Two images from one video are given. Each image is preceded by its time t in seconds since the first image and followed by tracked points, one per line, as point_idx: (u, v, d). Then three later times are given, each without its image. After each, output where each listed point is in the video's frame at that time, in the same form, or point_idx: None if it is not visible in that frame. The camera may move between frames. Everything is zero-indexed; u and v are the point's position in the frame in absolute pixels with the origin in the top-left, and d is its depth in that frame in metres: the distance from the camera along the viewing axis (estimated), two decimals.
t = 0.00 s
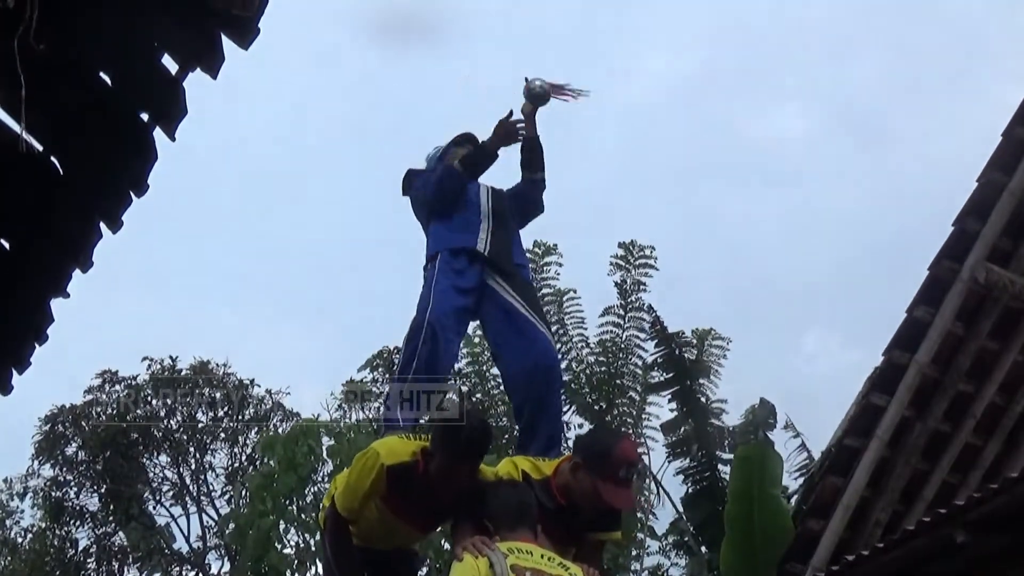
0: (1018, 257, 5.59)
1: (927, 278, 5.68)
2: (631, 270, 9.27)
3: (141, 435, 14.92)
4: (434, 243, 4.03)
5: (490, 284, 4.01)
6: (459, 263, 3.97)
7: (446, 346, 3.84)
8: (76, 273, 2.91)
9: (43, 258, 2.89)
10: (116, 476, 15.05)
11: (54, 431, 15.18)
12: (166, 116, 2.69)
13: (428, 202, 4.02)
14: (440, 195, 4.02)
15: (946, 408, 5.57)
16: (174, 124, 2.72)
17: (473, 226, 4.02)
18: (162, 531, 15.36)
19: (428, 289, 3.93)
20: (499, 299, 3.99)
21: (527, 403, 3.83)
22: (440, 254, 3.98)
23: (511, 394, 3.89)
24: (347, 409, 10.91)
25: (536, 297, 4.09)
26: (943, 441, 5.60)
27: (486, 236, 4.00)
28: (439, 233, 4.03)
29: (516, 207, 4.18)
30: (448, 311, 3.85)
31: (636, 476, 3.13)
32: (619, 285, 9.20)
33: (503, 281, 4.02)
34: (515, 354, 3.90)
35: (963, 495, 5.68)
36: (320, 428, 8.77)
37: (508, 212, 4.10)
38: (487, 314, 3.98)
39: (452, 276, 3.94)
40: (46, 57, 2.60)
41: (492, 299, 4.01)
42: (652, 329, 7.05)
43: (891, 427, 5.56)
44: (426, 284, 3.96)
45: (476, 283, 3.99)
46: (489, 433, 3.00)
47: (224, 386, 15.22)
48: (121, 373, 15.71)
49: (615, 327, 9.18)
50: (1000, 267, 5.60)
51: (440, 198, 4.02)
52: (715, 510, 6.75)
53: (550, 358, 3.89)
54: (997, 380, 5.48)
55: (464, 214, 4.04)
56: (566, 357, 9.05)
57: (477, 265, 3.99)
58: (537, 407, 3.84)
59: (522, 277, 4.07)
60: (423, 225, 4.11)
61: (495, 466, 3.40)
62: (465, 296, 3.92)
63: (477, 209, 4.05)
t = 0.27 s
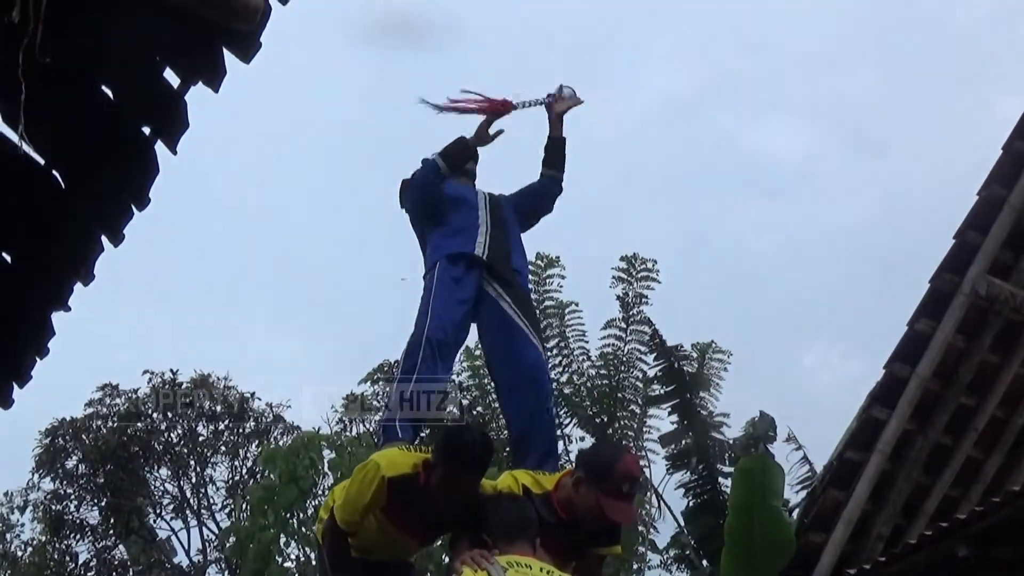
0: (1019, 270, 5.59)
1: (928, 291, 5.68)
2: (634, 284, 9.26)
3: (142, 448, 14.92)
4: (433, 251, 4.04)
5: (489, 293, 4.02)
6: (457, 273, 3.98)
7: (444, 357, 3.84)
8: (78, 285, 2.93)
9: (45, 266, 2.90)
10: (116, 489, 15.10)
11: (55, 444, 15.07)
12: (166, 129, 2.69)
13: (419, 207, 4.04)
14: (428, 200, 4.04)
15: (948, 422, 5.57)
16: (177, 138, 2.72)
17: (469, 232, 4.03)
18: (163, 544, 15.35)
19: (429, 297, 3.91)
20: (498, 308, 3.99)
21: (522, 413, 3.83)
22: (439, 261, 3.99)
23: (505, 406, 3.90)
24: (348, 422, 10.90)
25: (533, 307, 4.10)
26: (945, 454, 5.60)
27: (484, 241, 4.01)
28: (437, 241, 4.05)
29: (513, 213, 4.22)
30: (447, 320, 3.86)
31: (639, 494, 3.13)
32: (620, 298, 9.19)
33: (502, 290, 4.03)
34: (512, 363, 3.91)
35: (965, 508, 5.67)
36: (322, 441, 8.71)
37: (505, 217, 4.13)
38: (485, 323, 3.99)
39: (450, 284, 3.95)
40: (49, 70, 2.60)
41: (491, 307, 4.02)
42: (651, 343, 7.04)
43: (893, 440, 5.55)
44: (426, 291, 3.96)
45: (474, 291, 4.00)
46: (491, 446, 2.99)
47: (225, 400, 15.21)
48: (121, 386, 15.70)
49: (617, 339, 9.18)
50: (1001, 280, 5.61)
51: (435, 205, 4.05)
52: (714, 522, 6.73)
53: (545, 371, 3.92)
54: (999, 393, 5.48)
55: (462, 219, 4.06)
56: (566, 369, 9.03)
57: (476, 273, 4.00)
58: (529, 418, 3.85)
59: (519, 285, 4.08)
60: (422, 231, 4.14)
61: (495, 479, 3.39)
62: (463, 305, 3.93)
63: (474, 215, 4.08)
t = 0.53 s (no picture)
0: (1018, 279, 5.59)
1: (927, 300, 5.67)
2: (633, 293, 9.26)
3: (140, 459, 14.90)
4: (436, 247, 4.04)
5: (491, 293, 4.04)
6: (460, 272, 3.99)
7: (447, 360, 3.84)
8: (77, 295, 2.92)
9: (42, 276, 2.89)
10: (115, 499, 15.09)
11: (54, 453, 15.22)
12: (167, 138, 2.69)
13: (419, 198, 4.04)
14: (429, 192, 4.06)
15: (946, 431, 5.57)
16: (177, 148, 2.72)
17: (475, 230, 4.05)
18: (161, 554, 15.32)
19: (434, 299, 3.92)
20: (501, 309, 4.03)
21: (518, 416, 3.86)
22: (442, 259, 4.00)
23: (505, 413, 3.92)
24: (347, 431, 10.88)
25: (531, 309, 4.13)
26: (944, 464, 5.59)
27: (488, 240, 4.02)
28: (441, 236, 4.05)
29: (513, 212, 4.24)
30: (452, 327, 3.87)
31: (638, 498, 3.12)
32: (619, 307, 9.19)
33: (502, 290, 4.06)
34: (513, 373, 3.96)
35: (963, 517, 5.67)
36: (322, 450, 8.63)
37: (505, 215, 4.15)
38: (488, 323, 4.01)
39: (454, 286, 3.96)
40: (48, 76, 2.60)
41: (492, 307, 4.04)
42: (650, 351, 7.06)
43: (892, 449, 5.53)
44: (429, 290, 3.97)
45: (477, 289, 4.01)
46: (490, 451, 2.99)
47: (223, 408, 15.11)
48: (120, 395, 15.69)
49: (616, 348, 9.18)
50: (1000, 289, 5.60)
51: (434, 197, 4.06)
52: (713, 531, 6.66)
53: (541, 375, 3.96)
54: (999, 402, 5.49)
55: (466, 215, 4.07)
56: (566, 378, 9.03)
57: (478, 273, 4.01)
58: (526, 422, 3.89)
59: (520, 287, 4.11)
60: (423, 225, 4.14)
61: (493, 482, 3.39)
62: (469, 309, 3.94)
63: (477, 212, 4.09)
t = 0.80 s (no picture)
0: (1019, 287, 5.59)
1: (928, 307, 5.67)
2: (635, 299, 9.26)
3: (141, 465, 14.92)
4: (433, 252, 4.04)
5: (492, 301, 4.04)
6: (461, 279, 3.98)
7: (446, 367, 3.83)
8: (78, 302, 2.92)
9: (44, 281, 2.89)
10: (115, 504, 15.10)
11: (53, 458, 15.25)
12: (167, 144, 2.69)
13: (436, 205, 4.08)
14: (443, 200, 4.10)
15: (947, 438, 5.57)
16: (178, 154, 2.72)
17: (474, 237, 4.05)
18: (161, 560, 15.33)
19: (431, 305, 3.93)
20: (501, 317, 4.02)
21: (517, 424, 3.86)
22: (443, 264, 3.99)
23: (506, 421, 3.93)
24: (347, 437, 10.89)
25: (532, 319, 4.13)
26: (945, 471, 5.59)
27: (488, 248, 4.02)
28: (441, 242, 4.05)
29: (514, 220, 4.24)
30: (450, 337, 3.87)
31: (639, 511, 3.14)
32: (620, 314, 9.19)
33: (502, 298, 4.06)
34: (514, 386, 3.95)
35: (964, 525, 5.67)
36: (321, 456, 8.65)
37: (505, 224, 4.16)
38: (489, 330, 4.01)
39: (454, 293, 3.96)
40: (49, 85, 2.60)
41: (493, 315, 4.04)
42: (654, 359, 7.04)
43: (892, 456, 5.54)
44: (428, 296, 3.97)
45: (477, 296, 4.00)
46: (494, 460, 3.01)
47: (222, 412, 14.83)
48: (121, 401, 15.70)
49: (616, 355, 9.18)
50: (1001, 296, 5.60)
51: (443, 202, 4.08)
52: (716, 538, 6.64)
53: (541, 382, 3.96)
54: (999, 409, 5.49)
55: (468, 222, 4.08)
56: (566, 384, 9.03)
57: (480, 280, 4.01)
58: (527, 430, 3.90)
59: (518, 294, 4.11)
60: (426, 227, 4.16)
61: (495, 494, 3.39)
62: (468, 318, 3.93)
63: (478, 219, 4.10)
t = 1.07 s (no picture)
0: (1019, 287, 5.59)
1: (928, 306, 5.67)
2: (634, 299, 9.26)
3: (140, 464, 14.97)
4: (435, 250, 4.04)
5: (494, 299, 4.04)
6: (462, 276, 3.98)
7: (449, 366, 3.83)
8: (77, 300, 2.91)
9: (44, 282, 2.89)
10: (115, 503, 15.13)
11: (53, 457, 15.27)
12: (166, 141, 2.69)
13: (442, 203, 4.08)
14: (447, 198, 4.09)
15: (947, 438, 5.57)
16: (178, 151, 2.71)
17: (475, 230, 4.05)
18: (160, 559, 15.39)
19: (434, 303, 3.93)
20: (504, 316, 4.02)
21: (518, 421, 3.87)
22: (445, 263, 4.00)
23: (506, 418, 3.92)
24: (347, 435, 10.89)
25: (533, 317, 4.13)
26: (944, 471, 5.60)
27: (488, 244, 4.03)
28: (442, 240, 4.06)
29: (515, 216, 4.23)
30: (451, 333, 3.87)
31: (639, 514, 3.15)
32: (619, 313, 9.19)
33: (504, 296, 4.06)
34: (516, 381, 3.95)
35: (963, 524, 5.67)
36: (321, 454, 8.61)
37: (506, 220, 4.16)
38: (491, 328, 4.01)
39: (456, 291, 3.96)
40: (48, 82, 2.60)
41: (494, 313, 4.04)
42: (656, 359, 7.03)
43: (892, 456, 5.54)
44: (430, 294, 3.98)
45: (478, 295, 4.00)
46: (497, 459, 3.01)
47: (223, 414, 14.93)
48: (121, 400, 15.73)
49: (616, 355, 9.18)
50: (1001, 296, 5.60)
51: (445, 201, 4.08)
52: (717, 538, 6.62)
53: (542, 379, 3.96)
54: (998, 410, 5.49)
55: (467, 218, 4.07)
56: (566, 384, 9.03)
57: (481, 278, 4.02)
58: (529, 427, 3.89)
59: (519, 291, 4.11)
60: (426, 224, 4.17)
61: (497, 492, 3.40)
62: (470, 315, 3.94)
63: (479, 215, 4.10)
